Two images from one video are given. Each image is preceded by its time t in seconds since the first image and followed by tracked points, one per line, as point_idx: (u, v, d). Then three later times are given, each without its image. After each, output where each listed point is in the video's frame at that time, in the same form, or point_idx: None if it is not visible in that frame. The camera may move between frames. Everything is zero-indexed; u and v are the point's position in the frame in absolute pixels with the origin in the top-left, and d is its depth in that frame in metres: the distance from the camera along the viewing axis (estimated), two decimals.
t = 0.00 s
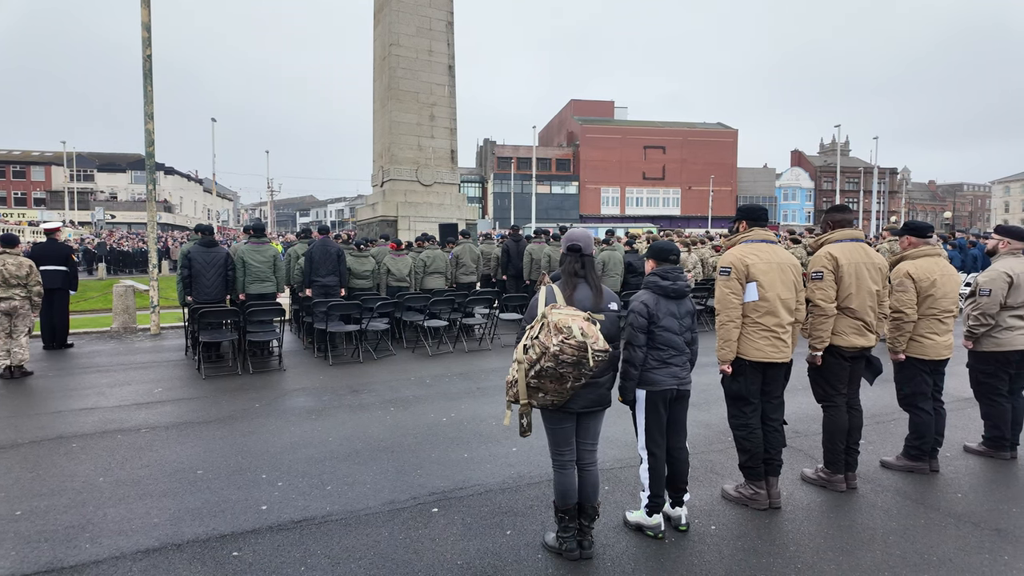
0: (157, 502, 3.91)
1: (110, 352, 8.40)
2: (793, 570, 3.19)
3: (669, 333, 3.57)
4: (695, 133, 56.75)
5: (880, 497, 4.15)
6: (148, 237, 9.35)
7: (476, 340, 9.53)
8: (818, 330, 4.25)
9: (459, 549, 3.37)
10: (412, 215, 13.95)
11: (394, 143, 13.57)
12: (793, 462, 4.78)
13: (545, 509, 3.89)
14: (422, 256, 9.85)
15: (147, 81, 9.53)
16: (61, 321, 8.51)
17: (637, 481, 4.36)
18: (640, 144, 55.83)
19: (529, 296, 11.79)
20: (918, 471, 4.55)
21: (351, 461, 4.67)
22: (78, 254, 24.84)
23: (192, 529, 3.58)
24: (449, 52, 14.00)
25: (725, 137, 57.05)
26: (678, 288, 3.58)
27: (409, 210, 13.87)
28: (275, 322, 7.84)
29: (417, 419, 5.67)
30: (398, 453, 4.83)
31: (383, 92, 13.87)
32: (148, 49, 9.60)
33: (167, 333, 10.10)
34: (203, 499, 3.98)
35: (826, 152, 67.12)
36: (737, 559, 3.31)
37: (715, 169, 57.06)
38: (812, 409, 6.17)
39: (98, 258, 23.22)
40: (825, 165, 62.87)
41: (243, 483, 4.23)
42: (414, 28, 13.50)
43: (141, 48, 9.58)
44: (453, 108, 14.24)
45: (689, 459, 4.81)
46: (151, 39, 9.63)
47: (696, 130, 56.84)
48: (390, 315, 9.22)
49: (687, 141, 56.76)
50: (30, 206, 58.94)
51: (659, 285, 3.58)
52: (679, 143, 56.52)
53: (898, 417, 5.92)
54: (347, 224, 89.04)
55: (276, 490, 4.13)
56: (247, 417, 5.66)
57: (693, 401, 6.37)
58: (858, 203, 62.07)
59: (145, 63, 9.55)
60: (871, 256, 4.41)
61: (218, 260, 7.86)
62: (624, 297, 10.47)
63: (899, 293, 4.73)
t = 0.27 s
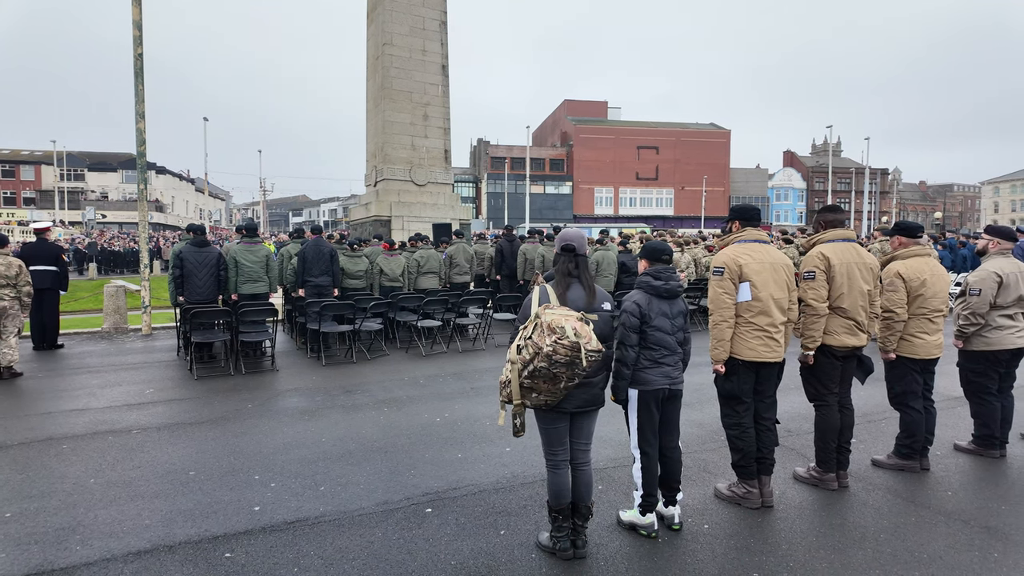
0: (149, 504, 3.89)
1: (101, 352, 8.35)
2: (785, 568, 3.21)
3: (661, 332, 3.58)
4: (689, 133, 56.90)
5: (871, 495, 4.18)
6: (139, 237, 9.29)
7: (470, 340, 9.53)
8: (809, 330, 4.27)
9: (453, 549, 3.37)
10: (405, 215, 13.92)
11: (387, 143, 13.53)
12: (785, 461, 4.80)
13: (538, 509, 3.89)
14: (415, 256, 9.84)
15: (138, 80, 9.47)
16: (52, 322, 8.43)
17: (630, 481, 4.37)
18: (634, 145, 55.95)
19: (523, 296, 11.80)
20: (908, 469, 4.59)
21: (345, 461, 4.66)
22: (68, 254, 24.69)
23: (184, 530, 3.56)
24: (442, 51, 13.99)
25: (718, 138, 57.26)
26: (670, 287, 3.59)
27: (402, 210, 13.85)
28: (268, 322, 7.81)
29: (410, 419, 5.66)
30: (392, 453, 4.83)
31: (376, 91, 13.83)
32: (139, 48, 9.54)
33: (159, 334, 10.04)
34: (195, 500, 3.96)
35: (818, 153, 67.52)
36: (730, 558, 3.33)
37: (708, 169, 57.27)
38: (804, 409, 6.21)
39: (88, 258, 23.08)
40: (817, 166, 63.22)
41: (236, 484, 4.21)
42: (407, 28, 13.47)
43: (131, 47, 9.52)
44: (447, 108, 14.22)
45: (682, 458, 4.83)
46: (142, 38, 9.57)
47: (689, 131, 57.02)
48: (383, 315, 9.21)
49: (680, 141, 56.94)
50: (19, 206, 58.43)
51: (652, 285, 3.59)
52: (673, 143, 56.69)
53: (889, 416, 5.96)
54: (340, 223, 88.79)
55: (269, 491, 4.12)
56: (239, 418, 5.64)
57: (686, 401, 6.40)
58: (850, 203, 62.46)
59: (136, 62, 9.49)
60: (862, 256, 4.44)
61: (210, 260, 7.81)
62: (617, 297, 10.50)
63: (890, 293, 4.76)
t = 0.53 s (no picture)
0: (140, 505, 3.86)
1: (91, 353, 8.28)
2: (777, 567, 3.23)
3: (653, 332, 3.59)
4: (681, 134, 57.08)
5: (862, 493, 4.21)
6: (129, 237, 9.23)
7: (463, 340, 9.53)
8: (801, 329, 4.30)
9: (446, 549, 3.37)
10: (398, 215, 13.89)
11: (380, 143, 13.50)
12: (777, 460, 4.83)
13: (531, 509, 3.90)
14: (408, 256, 9.83)
15: (128, 78, 9.41)
16: (41, 322, 8.35)
17: (623, 480, 4.38)
18: (627, 145, 56.09)
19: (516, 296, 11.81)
20: (899, 468, 4.62)
21: (338, 462, 4.65)
22: (57, 254, 24.50)
23: (175, 532, 3.54)
24: (435, 51, 13.97)
25: (710, 138, 57.49)
26: (663, 287, 3.60)
27: (395, 209, 13.81)
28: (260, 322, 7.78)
29: (403, 419, 5.66)
30: (384, 453, 4.82)
31: (368, 91, 13.79)
32: (129, 47, 9.47)
33: (150, 334, 9.98)
34: (186, 501, 3.94)
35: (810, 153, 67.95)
36: (722, 556, 3.34)
37: (701, 169, 57.50)
38: (796, 408, 6.25)
39: (77, 257, 22.92)
40: (808, 166, 63.59)
41: (228, 486, 4.19)
42: (400, 27, 13.45)
43: (122, 46, 9.45)
44: (440, 108, 14.20)
45: (674, 457, 4.85)
46: (132, 36, 9.50)
47: (682, 131, 57.22)
48: (376, 315, 9.19)
49: (673, 141, 57.13)
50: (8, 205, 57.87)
51: (644, 284, 3.60)
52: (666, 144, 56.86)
53: (879, 415, 6.01)
54: (333, 223, 88.50)
55: (261, 492, 4.10)
56: (231, 418, 5.61)
57: (678, 400, 6.42)
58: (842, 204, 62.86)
59: (126, 60, 9.42)
60: (853, 256, 4.47)
61: (202, 260, 7.77)
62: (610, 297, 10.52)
63: (880, 292, 4.79)
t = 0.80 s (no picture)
0: (130, 507, 3.84)
1: (80, 353, 8.22)
2: (768, 565, 3.25)
3: (646, 332, 3.60)
4: (674, 134, 57.24)
5: (853, 492, 4.24)
6: (120, 237, 9.15)
7: (456, 340, 9.52)
8: (792, 329, 4.32)
9: (439, 549, 3.37)
10: (391, 215, 13.86)
11: (372, 142, 13.46)
12: (769, 459, 4.86)
13: (525, 508, 3.90)
14: (401, 256, 9.82)
15: (119, 77, 9.34)
16: (29, 324, 8.25)
17: (616, 479, 4.40)
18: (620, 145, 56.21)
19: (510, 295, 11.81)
20: (889, 466, 4.66)
21: (330, 462, 4.63)
22: (45, 254, 24.28)
23: (167, 533, 3.52)
24: (428, 51, 13.95)
25: (703, 138, 57.71)
26: (655, 287, 3.62)
27: (388, 209, 13.78)
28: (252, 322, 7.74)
29: (396, 420, 5.65)
30: (377, 454, 4.81)
31: (361, 90, 13.75)
32: (119, 45, 9.40)
33: (141, 335, 9.91)
34: (178, 502, 3.92)
35: (801, 154, 68.37)
36: (714, 555, 3.36)
37: (693, 169, 57.72)
38: (788, 407, 6.29)
39: (67, 257, 22.75)
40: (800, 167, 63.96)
41: (219, 487, 4.17)
42: (392, 27, 13.42)
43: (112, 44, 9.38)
44: (433, 108, 14.19)
45: (667, 457, 4.86)
46: (122, 35, 9.43)
47: (675, 131, 57.41)
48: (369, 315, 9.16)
49: (666, 141, 57.31)
50: None
51: (636, 284, 3.61)
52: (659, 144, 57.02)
53: (870, 414, 6.05)
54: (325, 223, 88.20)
55: (253, 493, 4.08)
56: (222, 419, 5.58)
57: (671, 400, 6.45)
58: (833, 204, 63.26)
59: (116, 59, 9.35)
60: (844, 256, 4.51)
61: (192, 260, 7.72)
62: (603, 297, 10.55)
63: (870, 292, 4.83)
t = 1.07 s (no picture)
0: (118, 509, 3.80)
1: (67, 354, 8.13)
2: (758, 563, 3.27)
3: (637, 332, 3.62)
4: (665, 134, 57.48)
5: (842, 490, 4.28)
6: (107, 236, 9.06)
7: (448, 340, 9.51)
8: (782, 328, 4.35)
9: (431, 550, 3.36)
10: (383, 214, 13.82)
11: (363, 142, 13.41)
12: (758, 458, 4.89)
13: (516, 508, 3.90)
14: (391, 256, 9.80)
15: (106, 75, 9.24)
16: (15, 325, 8.14)
17: (607, 479, 4.41)
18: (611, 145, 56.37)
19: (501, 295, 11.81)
20: (877, 464, 4.71)
21: (321, 463, 4.61)
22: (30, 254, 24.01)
23: (155, 536, 3.49)
24: (419, 50, 13.92)
25: (694, 139, 57.99)
26: (646, 287, 3.63)
27: (379, 209, 13.74)
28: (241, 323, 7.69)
29: (388, 420, 5.63)
30: (367, 455, 4.79)
31: (352, 89, 13.70)
32: (107, 43, 9.30)
33: (128, 335, 9.82)
34: (166, 505, 3.88)
35: (791, 155, 68.88)
36: (705, 554, 3.37)
37: (684, 170, 57.99)
38: (777, 406, 6.33)
39: (53, 257, 22.53)
40: (790, 167, 64.42)
41: (209, 488, 4.14)
42: (383, 26, 13.38)
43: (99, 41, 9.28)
44: (424, 107, 14.16)
45: (658, 456, 4.88)
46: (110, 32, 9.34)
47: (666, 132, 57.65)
48: (360, 315, 9.13)
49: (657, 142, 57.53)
50: None
51: (627, 285, 3.62)
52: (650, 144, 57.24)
53: (858, 413, 6.11)
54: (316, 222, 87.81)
55: (243, 494, 4.06)
56: (212, 420, 5.55)
57: (662, 399, 6.47)
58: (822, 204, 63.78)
59: (103, 57, 9.25)
60: (833, 257, 4.54)
61: (181, 260, 7.66)
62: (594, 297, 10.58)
63: (859, 292, 4.88)
